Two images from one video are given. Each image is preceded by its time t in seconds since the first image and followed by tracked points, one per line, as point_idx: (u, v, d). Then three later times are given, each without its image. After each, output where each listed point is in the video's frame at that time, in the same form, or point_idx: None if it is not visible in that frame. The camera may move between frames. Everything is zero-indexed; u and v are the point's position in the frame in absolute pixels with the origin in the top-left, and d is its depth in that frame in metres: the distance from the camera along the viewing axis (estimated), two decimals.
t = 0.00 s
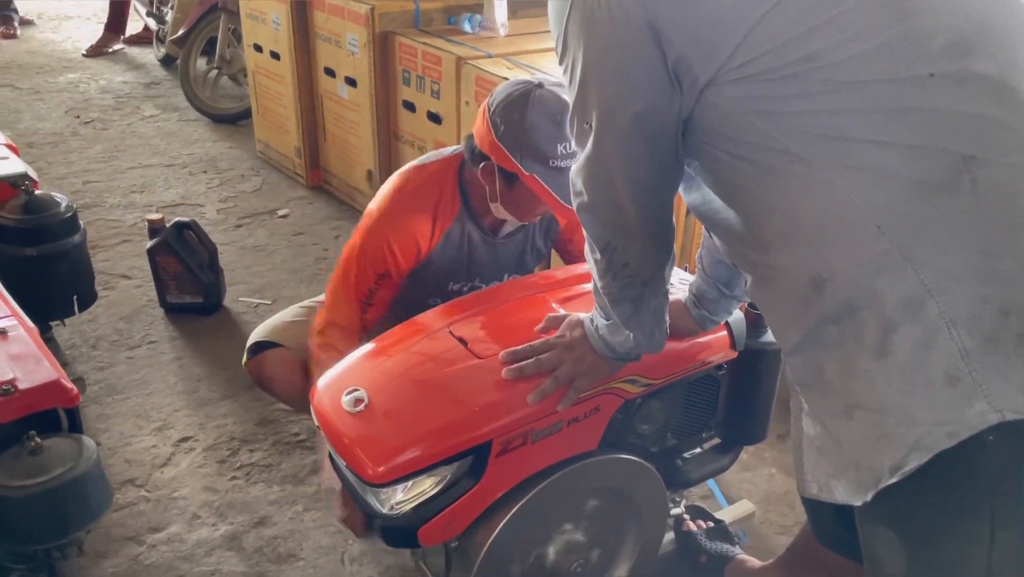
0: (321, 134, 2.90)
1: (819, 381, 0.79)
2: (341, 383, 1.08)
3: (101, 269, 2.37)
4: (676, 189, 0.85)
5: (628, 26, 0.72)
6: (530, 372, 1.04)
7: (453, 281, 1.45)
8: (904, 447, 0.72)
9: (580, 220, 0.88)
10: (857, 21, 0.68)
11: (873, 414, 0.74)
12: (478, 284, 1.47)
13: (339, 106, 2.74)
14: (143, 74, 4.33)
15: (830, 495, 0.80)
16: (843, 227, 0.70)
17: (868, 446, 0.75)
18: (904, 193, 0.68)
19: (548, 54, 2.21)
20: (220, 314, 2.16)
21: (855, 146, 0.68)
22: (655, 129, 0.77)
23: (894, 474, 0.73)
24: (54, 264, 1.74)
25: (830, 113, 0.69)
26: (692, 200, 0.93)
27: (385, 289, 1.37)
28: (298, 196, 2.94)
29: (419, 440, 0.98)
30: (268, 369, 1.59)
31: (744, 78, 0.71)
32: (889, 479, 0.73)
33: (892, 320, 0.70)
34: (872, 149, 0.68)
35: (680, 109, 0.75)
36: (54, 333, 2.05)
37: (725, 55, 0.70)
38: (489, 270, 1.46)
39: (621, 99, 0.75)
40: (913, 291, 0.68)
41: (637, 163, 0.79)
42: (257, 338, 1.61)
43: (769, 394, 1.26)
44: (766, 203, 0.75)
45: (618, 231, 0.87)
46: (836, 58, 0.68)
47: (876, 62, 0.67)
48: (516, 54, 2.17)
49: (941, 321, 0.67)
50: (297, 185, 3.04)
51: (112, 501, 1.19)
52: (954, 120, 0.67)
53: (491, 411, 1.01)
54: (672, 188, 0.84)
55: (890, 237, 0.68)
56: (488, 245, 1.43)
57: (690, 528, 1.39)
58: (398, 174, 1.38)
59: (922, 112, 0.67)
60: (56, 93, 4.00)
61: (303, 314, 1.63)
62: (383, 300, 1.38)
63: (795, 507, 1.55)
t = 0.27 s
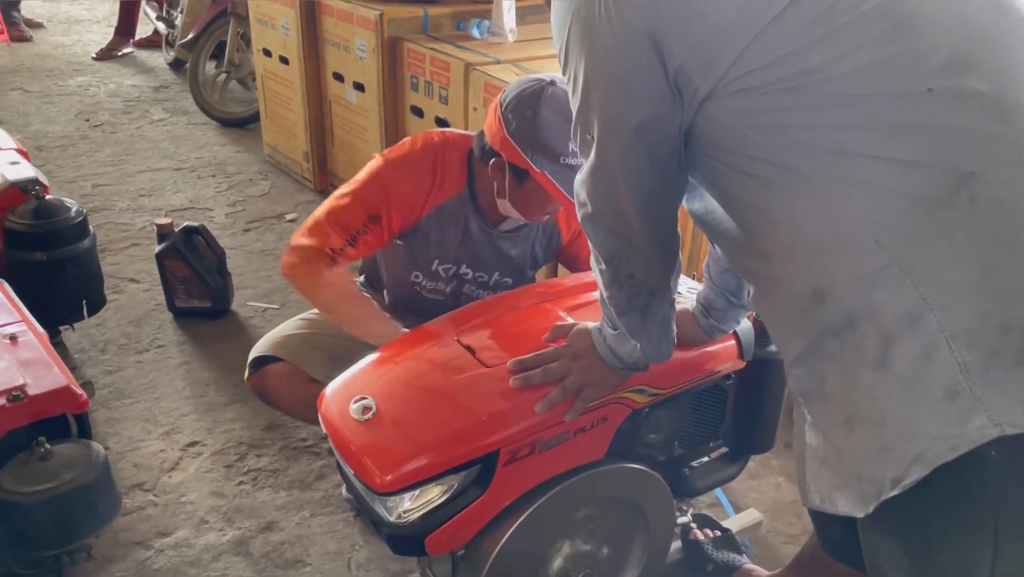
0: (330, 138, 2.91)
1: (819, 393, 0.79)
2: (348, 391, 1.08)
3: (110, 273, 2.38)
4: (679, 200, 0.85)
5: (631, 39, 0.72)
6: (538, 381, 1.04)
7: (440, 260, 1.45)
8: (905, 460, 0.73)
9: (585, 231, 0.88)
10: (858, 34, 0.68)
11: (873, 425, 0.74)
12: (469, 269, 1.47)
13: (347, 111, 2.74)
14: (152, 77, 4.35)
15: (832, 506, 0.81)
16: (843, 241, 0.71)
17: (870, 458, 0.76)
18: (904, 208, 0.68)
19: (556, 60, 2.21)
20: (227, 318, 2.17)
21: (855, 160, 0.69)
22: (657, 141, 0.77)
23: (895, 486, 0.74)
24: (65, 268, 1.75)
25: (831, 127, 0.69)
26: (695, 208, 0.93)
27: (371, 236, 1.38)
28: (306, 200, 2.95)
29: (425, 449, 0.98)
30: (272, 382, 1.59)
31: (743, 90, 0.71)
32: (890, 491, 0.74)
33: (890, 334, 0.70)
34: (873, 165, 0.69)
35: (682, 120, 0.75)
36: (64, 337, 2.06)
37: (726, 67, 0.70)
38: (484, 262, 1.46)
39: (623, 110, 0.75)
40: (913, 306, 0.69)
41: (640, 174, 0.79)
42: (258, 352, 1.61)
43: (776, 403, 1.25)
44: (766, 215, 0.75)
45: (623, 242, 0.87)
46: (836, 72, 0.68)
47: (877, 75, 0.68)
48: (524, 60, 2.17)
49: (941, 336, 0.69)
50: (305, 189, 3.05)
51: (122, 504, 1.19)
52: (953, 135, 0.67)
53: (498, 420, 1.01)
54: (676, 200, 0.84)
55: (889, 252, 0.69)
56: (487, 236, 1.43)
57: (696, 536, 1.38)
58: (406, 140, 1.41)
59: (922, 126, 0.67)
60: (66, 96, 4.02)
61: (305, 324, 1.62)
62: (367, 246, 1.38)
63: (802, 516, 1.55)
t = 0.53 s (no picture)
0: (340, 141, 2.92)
1: (822, 400, 0.80)
2: (358, 395, 1.08)
3: (121, 274, 2.39)
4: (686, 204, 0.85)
5: (637, 44, 0.72)
6: (548, 386, 1.04)
7: (482, 293, 1.46)
8: (901, 467, 0.75)
9: (593, 236, 0.88)
10: (859, 42, 0.68)
11: (872, 434, 0.76)
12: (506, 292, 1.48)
13: (358, 114, 2.75)
14: (163, 79, 4.37)
15: (828, 512, 0.83)
16: (844, 247, 0.72)
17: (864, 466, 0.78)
18: (903, 217, 0.70)
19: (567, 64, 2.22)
20: (238, 320, 2.18)
21: (856, 169, 0.70)
22: (662, 147, 0.77)
23: (892, 493, 0.76)
24: (77, 270, 1.76)
25: (833, 135, 0.70)
26: (703, 212, 0.92)
27: (420, 304, 1.40)
28: (316, 202, 2.96)
29: (435, 453, 0.99)
30: (284, 380, 1.60)
31: (746, 97, 0.72)
32: (886, 498, 0.76)
33: (891, 342, 0.72)
34: (874, 172, 0.70)
35: (686, 125, 0.76)
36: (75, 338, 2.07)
37: (728, 74, 0.71)
38: (517, 276, 1.47)
39: (629, 116, 0.75)
40: (912, 314, 0.71)
41: (647, 180, 0.80)
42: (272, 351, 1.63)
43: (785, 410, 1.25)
44: (770, 222, 0.77)
45: (631, 245, 0.87)
46: (838, 80, 0.69)
47: (878, 84, 0.68)
48: (534, 64, 2.18)
49: (940, 345, 0.70)
50: (315, 191, 3.06)
51: (133, 509, 1.19)
52: (952, 146, 0.68)
53: (508, 424, 1.01)
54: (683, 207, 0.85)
55: (888, 260, 0.70)
56: (515, 254, 1.44)
57: (706, 542, 1.38)
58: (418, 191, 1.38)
59: (923, 136, 0.68)
60: (77, 97, 4.04)
61: (319, 324, 1.64)
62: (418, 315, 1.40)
63: (812, 522, 1.55)
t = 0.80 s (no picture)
0: (352, 142, 2.93)
1: (832, 403, 0.80)
2: (370, 394, 1.09)
3: (134, 273, 2.41)
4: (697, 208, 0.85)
5: (648, 45, 0.72)
6: (560, 386, 1.04)
7: (462, 257, 1.47)
8: (909, 472, 0.76)
9: (604, 237, 0.88)
10: (871, 43, 0.68)
11: (883, 436, 0.77)
12: (489, 267, 1.47)
13: (369, 115, 2.76)
14: (176, 79, 4.39)
15: (839, 516, 0.82)
16: (854, 251, 0.72)
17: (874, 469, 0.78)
18: (914, 220, 0.70)
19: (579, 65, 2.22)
20: (250, 319, 2.19)
21: (867, 173, 0.70)
22: (673, 149, 0.77)
23: (902, 496, 0.76)
24: (91, 268, 1.77)
25: (843, 137, 0.70)
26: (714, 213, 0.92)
27: (388, 223, 1.36)
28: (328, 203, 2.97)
29: (446, 452, 0.99)
30: (297, 380, 1.62)
31: (757, 99, 0.72)
32: (897, 502, 0.77)
33: (901, 344, 0.72)
34: (884, 175, 0.70)
35: (698, 127, 0.76)
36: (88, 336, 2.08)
37: (739, 75, 0.71)
38: (508, 261, 1.46)
39: (640, 118, 0.75)
40: (923, 318, 0.71)
41: (658, 181, 0.80)
42: (281, 353, 1.63)
43: (796, 414, 1.25)
44: (780, 224, 0.76)
45: (641, 246, 0.87)
46: (849, 82, 0.69)
47: (889, 87, 0.68)
48: (546, 65, 2.18)
49: (950, 348, 0.71)
50: (327, 192, 3.07)
51: (146, 505, 1.21)
52: (963, 149, 0.68)
53: (519, 424, 1.02)
54: (694, 209, 0.85)
55: (899, 263, 0.71)
56: (508, 236, 1.43)
57: (716, 544, 1.38)
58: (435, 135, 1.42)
59: (934, 140, 0.69)
60: (91, 97, 4.06)
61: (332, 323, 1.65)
62: (383, 233, 1.36)
63: (823, 526, 1.54)
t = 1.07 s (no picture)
0: (363, 142, 2.94)
1: (843, 404, 0.80)
2: (381, 392, 1.09)
3: (146, 271, 2.42)
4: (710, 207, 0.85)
5: (662, 46, 0.72)
6: (570, 386, 1.05)
7: (499, 289, 1.45)
8: (922, 473, 0.76)
9: (616, 237, 0.89)
10: (886, 43, 0.68)
11: (895, 438, 0.77)
12: (526, 289, 1.46)
13: (380, 115, 2.77)
14: (189, 79, 4.42)
15: (848, 518, 0.83)
16: (868, 251, 0.72)
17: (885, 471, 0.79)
18: (928, 221, 0.70)
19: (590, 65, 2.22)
20: (261, 317, 2.20)
21: (882, 173, 0.70)
22: (687, 149, 0.78)
23: (914, 499, 0.76)
24: (104, 266, 1.78)
25: (857, 138, 0.70)
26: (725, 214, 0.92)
27: (443, 297, 1.40)
28: (338, 202, 2.98)
29: (457, 450, 0.99)
30: (308, 377, 1.62)
31: (771, 100, 0.72)
32: (909, 504, 0.77)
33: (914, 345, 0.72)
34: (898, 176, 0.70)
35: (711, 127, 0.76)
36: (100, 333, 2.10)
37: (754, 76, 0.71)
38: (539, 273, 1.46)
39: (654, 118, 0.76)
40: (936, 318, 0.71)
41: (671, 182, 0.80)
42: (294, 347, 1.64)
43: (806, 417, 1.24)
44: (793, 224, 0.76)
45: (653, 247, 0.87)
46: (864, 83, 0.69)
47: (904, 88, 0.69)
48: (557, 65, 2.18)
49: (963, 349, 0.71)
50: (338, 191, 3.08)
51: (158, 502, 1.22)
52: (977, 149, 0.69)
53: (529, 423, 1.02)
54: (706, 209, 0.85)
55: (913, 264, 0.71)
56: (534, 250, 1.43)
57: (726, 545, 1.38)
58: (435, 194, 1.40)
59: (949, 141, 0.69)
60: (103, 96, 4.09)
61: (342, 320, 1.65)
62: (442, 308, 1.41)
63: (833, 527, 1.54)
